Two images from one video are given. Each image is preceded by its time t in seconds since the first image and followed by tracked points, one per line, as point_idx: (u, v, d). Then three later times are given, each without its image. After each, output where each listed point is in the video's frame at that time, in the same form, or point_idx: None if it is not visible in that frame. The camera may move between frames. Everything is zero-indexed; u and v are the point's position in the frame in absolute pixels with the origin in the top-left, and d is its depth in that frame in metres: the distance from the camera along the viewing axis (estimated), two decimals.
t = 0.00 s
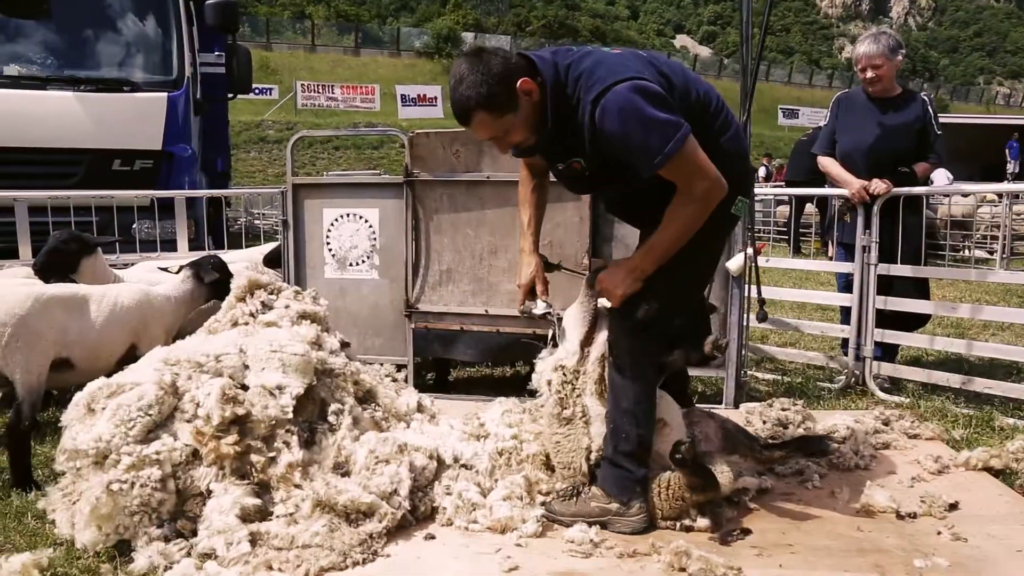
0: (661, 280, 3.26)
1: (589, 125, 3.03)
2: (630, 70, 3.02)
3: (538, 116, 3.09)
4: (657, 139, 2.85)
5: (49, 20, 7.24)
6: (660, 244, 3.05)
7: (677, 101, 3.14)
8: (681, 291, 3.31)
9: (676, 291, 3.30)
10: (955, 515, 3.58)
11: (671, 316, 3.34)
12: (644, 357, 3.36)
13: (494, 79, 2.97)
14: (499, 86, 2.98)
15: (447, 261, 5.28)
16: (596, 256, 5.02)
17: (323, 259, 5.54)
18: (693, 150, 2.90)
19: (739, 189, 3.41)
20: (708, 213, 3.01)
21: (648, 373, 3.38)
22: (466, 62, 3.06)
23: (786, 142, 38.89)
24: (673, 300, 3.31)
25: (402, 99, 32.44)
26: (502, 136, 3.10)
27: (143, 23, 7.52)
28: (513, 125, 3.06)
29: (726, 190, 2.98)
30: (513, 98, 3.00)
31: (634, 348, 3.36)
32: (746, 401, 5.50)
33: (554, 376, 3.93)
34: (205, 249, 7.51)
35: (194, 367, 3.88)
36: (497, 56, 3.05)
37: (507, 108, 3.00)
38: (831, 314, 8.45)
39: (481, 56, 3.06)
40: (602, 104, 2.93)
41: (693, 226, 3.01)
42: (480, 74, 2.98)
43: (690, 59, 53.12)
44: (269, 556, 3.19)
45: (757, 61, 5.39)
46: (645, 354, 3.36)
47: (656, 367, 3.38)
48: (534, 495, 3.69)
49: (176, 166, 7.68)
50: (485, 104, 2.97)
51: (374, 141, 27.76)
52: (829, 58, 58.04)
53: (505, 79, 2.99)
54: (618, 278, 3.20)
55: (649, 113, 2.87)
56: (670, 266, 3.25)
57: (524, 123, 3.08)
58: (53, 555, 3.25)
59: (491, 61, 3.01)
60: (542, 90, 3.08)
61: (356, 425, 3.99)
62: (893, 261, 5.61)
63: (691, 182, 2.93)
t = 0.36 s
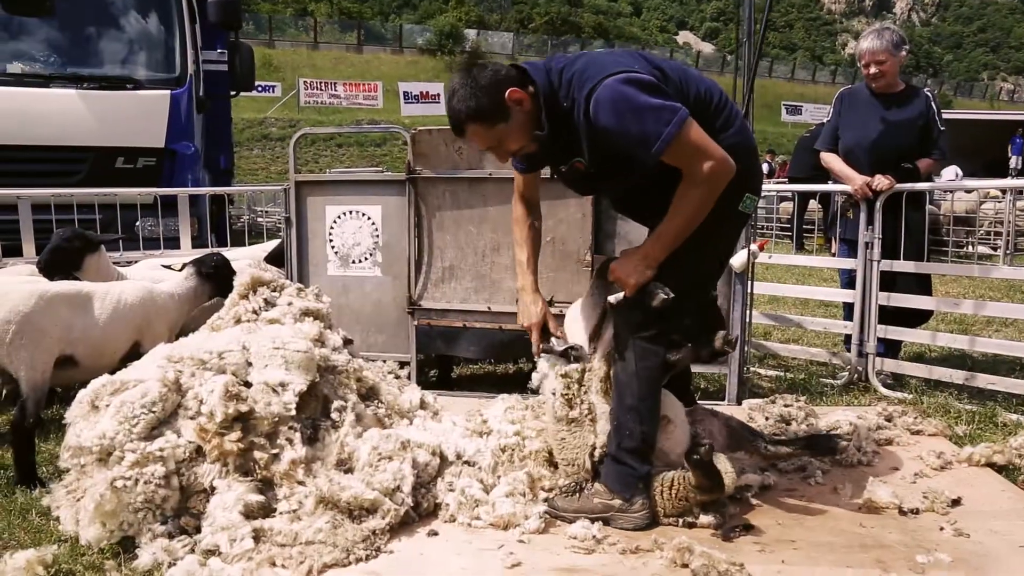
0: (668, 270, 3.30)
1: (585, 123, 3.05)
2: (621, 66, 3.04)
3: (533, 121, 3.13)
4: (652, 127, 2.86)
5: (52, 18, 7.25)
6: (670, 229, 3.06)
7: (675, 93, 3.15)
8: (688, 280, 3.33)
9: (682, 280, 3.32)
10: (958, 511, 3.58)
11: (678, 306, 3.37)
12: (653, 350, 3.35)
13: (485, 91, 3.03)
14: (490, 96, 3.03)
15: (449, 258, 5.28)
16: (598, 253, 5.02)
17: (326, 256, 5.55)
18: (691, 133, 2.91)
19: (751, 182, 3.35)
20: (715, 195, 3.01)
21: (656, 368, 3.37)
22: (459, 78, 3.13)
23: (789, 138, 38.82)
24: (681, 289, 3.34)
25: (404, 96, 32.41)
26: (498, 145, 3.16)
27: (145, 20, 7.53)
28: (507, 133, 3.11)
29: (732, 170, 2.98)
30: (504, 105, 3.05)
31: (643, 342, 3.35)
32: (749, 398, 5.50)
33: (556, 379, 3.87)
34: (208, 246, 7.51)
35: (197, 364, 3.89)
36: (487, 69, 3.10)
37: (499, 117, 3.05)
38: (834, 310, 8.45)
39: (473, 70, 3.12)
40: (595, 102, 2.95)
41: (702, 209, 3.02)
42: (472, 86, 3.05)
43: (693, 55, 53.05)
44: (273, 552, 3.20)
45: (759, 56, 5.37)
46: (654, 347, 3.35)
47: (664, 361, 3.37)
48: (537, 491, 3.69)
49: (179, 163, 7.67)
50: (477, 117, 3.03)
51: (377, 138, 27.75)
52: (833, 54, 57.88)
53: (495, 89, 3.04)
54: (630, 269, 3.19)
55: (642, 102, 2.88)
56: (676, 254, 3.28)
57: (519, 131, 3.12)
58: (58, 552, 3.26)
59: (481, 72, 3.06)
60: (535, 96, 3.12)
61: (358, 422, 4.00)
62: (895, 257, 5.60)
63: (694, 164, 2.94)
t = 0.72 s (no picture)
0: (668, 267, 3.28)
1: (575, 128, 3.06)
2: (607, 70, 3.03)
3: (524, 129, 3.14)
4: (638, 129, 2.86)
5: (51, 18, 7.24)
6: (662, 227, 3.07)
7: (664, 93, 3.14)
8: (688, 277, 3.32)
9: (681, 277, 3.30)
10: (958, 506, 3.58)
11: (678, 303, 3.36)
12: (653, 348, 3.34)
13: (474, 100, 3.04)
14: (479, 106, 3.04)
15: (449, 256, 5.28)
16: (598, 250, 5.02)
17: (326, 255, 5.55)
18: (678, 132, 2.90)
19: (749, 176, 3.32)
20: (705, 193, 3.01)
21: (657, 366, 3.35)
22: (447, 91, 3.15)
23: (790, 135, 38.80)
24: (681, 286, 3.32)
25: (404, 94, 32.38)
26: (492, 154, 3.17)
27: (145, 20, 7.52)
28: (499, 141, 3.12)
29: (721, 168, 2.98)
30: (494, 114, 3.05)
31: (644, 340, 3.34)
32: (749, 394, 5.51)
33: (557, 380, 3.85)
34: (208, 245, 7.52)
35: (198, 363, 3.89)
36: (476, 81, 3.12)
37: (489, 128, 3.06)
38: (835, 306, 8.45)
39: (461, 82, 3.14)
40: (581, 107, 2.96)
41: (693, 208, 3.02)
42: (460, 99, 3.07)
43: (693, 52, 53.02)
44: (274, 550, 3.20)
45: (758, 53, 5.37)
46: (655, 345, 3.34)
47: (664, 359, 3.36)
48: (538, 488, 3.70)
49: (180, 163, 7.67)
50: (467, 127, 3.05)
51: (377, 137, 27.76)
52: (833, 50, 57.82)
53: (484, 99, 3.04)
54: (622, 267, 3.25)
55: (628, 102, 2.88)
56: (673, 251, 3.26)
57: (510, 139, 3.13)
58: (59, 551, 3.27)
59: (468, 83, 3.08)
60: (524, 104, 3.12)
61: (359, 420, 4.00)
62: (895, 253, 5.60)
63: (683, 164, 2.94)
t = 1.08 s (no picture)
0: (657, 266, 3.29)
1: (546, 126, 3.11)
2: (579, 70, 3.08)
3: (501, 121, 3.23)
4: (598, 129, 2.88)
5: (43, 17, 7.18)
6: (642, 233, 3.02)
7: (640, 93, 3.16)
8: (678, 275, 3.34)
9: (668, 276, 3.32)
10: (953, 501, 3.59)
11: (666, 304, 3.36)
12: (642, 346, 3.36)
13: (454, 90, 3.14)
14: (459, 94, 3.14)
15: (444, 255, 5.27)
16: (593, 248, 5.02)
17: (321, 254, 5.55)
18: (640, 131, 2.86)
19: (735, 174, 3.28)
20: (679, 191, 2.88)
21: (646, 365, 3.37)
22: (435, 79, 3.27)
23: (786, 132, 38.85)
24: (668, 285, 3.33)
25: (399, 92, 32.32)
26: (472, 142, 3.28)
27: (138, 20, 7.45)
28: (478, 127, 3.22)
29: (690, 168, 2.85)
30: (474, 102, 3.15)
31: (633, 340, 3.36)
32: (745, 391, 5.52)
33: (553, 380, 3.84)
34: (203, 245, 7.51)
35: (193, 363, 3.88)
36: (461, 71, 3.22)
37: (469, 117, 3.16)
38: (830, 302, 8.47)
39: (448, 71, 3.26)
40: (550, 105, 3.03)
41: (666, 211, 2.90)
42: (443, 87, 3.18)
43: (688, 49, 53.04)
44: (270, 550, 3.20)
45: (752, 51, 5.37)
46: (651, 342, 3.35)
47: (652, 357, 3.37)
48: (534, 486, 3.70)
49: (174, 163, 7.67)
50: (447, 114, 3.17)
51: (372, 136, 27.74)
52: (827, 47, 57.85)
53: (464, 88, 3.15)
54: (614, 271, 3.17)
55: (593, 103, 2.92)
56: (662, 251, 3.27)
57: (489, 128, 3.23)
58: (55, 553, 3.26)
59: (454, 72, 3.19)
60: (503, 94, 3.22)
61: (355, 419, 4.00)
62: (890, 249, 5.62)
63: (647, 165, 2.87)
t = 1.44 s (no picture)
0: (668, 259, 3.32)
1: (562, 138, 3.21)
2: (595, 84, 3.18)
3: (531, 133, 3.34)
4: (605, 138, 2.97)
5: (42, 15, 7.15)
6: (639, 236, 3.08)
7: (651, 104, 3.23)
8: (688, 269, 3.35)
9: (679, 272, 3.34)
10: (951, 499, 3.60)
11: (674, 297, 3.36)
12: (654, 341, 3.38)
13: (489, 101, 3.28)
14: (492, 105, 3.28)
15: (443, 252, 5.28)
16: (591, 246, 5.02)
17: (319, 252, 5.54)
18: (644, 140, 2.93)
19: (742, 175, 3.29)
20: (673, 199, 2.91)
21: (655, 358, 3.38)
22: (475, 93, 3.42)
23: (784, 130, 38.87)
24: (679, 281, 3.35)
25: (398, 90, 32.30)
26: (504, 151, 3.40)
27: (137, 18, 7.43)
28: (511, 138, 3.33)
29: (689, 177, 2.88)
30: (507, 113, 3.28)
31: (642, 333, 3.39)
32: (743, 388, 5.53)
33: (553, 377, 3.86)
34: (202, 243, 7.51)
35: (191, 361, 3.87)
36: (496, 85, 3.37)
37: (498, 126, 3.29)
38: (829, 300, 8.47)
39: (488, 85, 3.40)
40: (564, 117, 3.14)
41: (661, 220, 2.96)
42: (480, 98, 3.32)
43: (687, 47, 53.03)
44: (269, 548, 3.20)
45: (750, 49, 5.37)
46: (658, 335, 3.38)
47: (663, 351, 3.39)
48: (534, 483, 3.70)
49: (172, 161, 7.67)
50: (482, 123, 3.30)
51: (371, 134, 27.73)
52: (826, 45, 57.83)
53: (499, 99, 3.28)
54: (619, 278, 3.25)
55: (602, 112, 3.02)
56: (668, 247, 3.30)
57: (520, 138, 3.35)
58: (53, 551, 3.26)
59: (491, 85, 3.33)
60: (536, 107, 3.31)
61: (354, 417, 4.00)
62: (888, 247, 5.62)
63: (646, 172, 2.92)
